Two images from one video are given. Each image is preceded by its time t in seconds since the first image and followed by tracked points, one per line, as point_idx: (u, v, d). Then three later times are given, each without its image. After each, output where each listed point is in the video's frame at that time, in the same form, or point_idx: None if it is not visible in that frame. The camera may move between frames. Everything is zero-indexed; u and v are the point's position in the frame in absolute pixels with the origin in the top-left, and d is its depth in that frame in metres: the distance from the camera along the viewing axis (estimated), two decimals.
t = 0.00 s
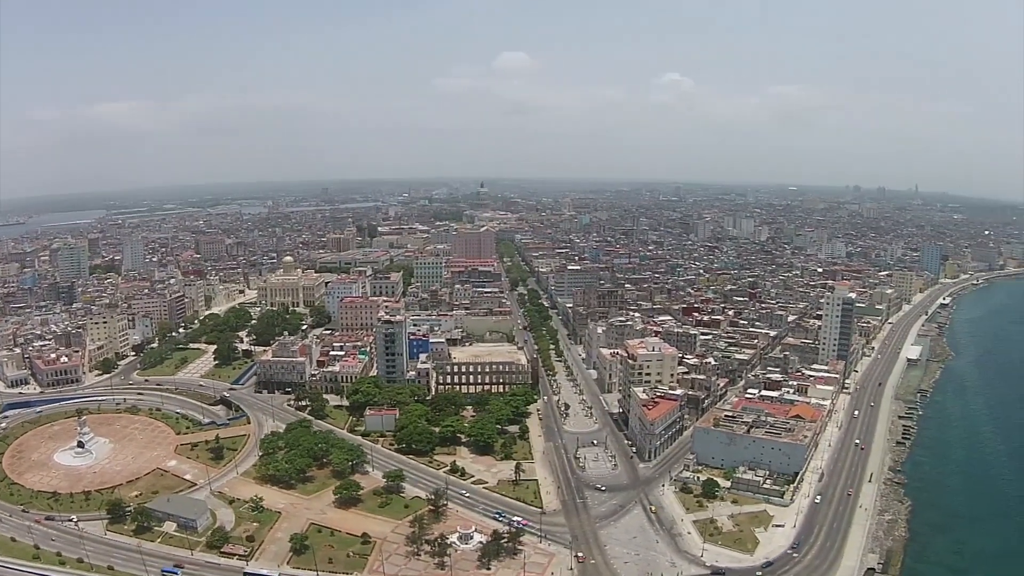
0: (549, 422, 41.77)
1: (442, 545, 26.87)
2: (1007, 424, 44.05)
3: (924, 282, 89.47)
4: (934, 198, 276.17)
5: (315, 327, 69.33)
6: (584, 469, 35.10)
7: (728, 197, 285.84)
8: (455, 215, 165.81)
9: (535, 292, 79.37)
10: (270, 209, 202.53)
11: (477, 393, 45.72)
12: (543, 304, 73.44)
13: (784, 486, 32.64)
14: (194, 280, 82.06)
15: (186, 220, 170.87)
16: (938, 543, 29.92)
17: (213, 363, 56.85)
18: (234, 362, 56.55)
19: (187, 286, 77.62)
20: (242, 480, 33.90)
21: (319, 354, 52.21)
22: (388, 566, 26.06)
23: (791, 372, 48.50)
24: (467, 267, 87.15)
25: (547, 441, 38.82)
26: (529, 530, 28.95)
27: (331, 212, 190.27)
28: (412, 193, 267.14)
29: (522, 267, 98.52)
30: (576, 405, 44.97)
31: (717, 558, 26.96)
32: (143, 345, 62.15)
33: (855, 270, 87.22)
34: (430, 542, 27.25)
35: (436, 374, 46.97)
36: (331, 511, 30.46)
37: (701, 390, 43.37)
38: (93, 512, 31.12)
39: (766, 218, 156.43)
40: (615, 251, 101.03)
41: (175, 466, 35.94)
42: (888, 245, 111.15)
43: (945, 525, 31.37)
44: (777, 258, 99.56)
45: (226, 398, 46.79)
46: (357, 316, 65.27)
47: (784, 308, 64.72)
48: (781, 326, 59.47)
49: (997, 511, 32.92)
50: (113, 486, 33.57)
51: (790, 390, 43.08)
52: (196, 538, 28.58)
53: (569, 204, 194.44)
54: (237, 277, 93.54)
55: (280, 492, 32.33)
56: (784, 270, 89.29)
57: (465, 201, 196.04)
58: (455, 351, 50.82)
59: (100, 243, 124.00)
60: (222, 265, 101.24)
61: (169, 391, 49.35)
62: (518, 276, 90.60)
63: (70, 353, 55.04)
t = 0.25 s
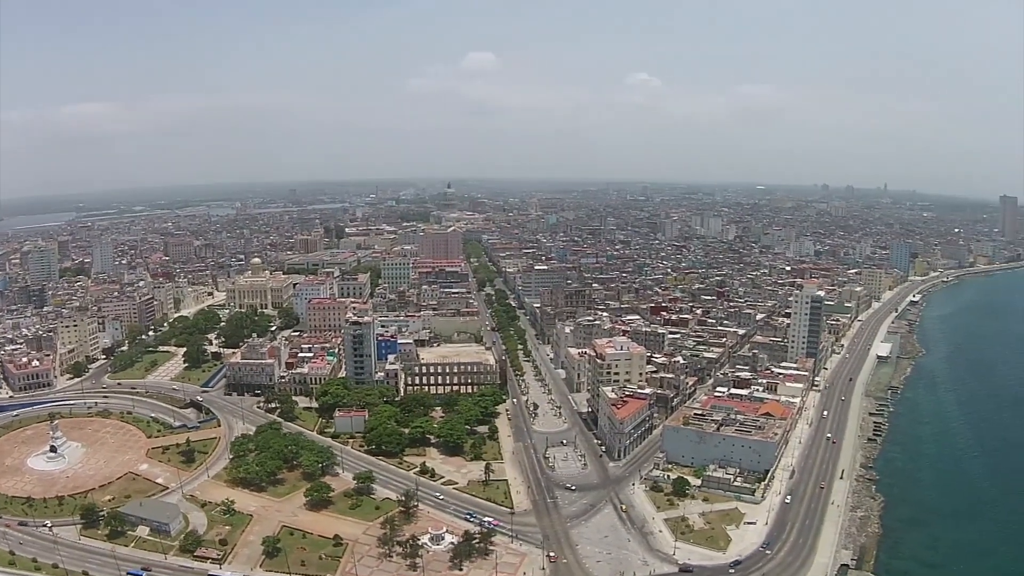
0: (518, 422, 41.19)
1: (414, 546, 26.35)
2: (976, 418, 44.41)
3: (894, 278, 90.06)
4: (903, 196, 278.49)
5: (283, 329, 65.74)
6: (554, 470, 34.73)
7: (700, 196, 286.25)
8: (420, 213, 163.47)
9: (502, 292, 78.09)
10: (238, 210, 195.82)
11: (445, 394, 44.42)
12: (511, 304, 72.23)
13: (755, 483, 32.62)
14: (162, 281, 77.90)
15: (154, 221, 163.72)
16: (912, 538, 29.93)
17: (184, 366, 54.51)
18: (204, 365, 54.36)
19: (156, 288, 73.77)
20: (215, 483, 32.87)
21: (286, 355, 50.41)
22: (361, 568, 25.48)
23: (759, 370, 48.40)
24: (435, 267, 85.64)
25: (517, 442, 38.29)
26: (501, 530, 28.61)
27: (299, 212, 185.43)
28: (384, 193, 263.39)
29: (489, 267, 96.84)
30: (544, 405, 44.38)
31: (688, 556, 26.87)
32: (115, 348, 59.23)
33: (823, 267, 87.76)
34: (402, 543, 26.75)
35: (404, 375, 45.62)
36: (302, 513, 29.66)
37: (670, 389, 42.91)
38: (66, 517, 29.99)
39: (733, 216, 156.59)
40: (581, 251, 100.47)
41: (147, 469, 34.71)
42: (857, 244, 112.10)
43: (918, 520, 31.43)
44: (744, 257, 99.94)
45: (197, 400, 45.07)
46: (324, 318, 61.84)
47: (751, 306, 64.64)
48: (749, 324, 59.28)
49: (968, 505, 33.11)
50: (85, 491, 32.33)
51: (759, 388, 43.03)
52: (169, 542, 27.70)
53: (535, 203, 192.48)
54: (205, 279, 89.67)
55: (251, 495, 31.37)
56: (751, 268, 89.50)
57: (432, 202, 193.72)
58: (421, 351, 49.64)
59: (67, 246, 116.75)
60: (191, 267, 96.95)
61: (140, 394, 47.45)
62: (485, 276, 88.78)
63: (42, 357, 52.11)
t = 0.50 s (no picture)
0: (490, 423, 40.95)
1: (390, 548, 26.08)
2: (949, 414, 44.66)
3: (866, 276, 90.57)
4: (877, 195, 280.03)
5: (256, 332, 64.91)
6: (526, 470, 34.56)
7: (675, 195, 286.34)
8: (390, 213, 162.33)
9: (473, 293, 77.47)
10: (212, 212, 192.31)
11: (418, 394, 43.98)
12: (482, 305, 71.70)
13: (729, 482, 32.60)
14: (134, 284, 76.13)
15: (128, 224, 159.50)
16: (889, 535, 29.90)
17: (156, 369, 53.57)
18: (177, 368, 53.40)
19: (129, 291, 72.22)
20: (190, 486, 32.19)
21: (259, 358, 49.34)
22: (337, 571, 25.16)
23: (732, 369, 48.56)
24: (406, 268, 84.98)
25: (490, 443, 38.02)
26: (475, 531, 28.44)
27: (270, 213, 182.48)
28: (362, 195, 261.44)
29: (461, 268, 95.87)
30: (516, 405, 44.21)
31: (664, 555, 26.83)
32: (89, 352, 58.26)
33: (795, 266, 88.19)
34: (377, 544, 26.48)
35: (376, 376, 45.33)
36: (277, 516, 29.21)
37: (642, 388, 42.88)
38: (42, 522, 29.11)
39: (704, 216, 156.59)
40: (552, 251, 100.41)
41: (122, 473, 33.86)
42: (830, 242, 112.66)
43: (893, 517, 31.42)
44: (716, 256, 100.19)
45: (171, 403, 44.16)
46: (296, 319, 60.87)
47: (724, 305, 64.73)
48: (721, 322, 59.97)
49: (945, 500, 33.11)
50: (61, 495, 31.44)
51: (731, 387, 43.11)
52: (146, 546, 27.07)
53: (505, 204, 191.61)
54: (178, 281, 87.56)
55: (225, 498, 30.77)
56: (723, 268, 89.94)
57: (404, 203, 192.72)
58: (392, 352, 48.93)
59: (42, 250, 114.12)
60: (164, 270, 94.79)
61: (113, 398, 46.36)
62: (456, 277, 87.93)
63: (15, 362, 51.22)
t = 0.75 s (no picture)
0: (463, 424, 40.86)
1: (365, 550, 26.01)
2: (921, 409, 44.89)
3: (837, 274, 91.07)
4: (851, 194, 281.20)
5: (228, 334, 64.10)
6: (499, 470, 34.50)
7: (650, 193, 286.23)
8: (361, 214, 161.22)
9: (444, 293, 77.24)
10: (182, 213, 188.04)
11: (390, 396, 44.29)
12: (453, 305, 71.38)
13: (703, 480, 32.63)
14: (105, 288, 74.40)
15: (98, 225, 155.19)
16: (865, 532, 29.88)
17: (131, 372, 52.51)
18: (151, 370, 52.34)
19: (101, 294, 70.58)
20: (165, 490, 31.86)
21: (232, 361, 49.09)
22: (313, 573, 25.09)
23: (704, 368, 48.68)
24: (377, 269, 84.53)
25: (462, 443, 37.92)
26: (448, 532, 28.35)
27: (242, 214, 179.54)
28: (340, 196, 259.38)
29: (431, 269, 95.52)
30: (487, 405, 44.17)
31: (639, 554, 26.87)
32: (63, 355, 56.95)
33: (766, 265, 88.46)
34: (352, 546, 26.41)
35: (347, 378, 45.24)
36: (252, 519, 29.10)
37: (614, 387, 42.85)
38: (19, 527, 28.55)
39: (675, 216, 156.34)
40: (522, 252, 100.22)
41: (98, 477, 33.32)
42: (801, 240, 113.25)
43: (868, 513, 31.42)
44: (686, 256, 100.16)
45: (145, 406, 43.51)
46: (268, 321, 60.26)
47: (695, 304, 64.87)
48: (691, 322, 60.24)
49: (920, 495, 33.22)
50: (37, 500, 30.85)
51: (704, 386, 43.08)
52: (123, 551, 26.76)
53: (476, 204, 190.85)
54: (150, 283, 85.74)
55: (201, 501, 30.53)
56: (694, 267, 90.25)
57: (376, 203, 191.46)
58: (363, 353, 48.70)
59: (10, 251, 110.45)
60: (136, 272, 92.76)
61: (87, 402, 45.39)
62: (427, 278, 87.46)
63: None
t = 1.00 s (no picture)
0: (440, 425, 40.80)
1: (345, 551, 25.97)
2: (897, 406, 45.11)
3: (814, 272, 91.39)
4: (831, 193, 281.87)
5: (205, 336, 63.44)
6: (477, 471, 34.49)
7: (630, 192, 285.89)
8: (337, 215, 160.51)
9: (420, 294, 77.14)
10: (155, 213, 185.00)
11: (367, 398, 44.14)
12: (428, 306, 71.30)
13: (681, 479, 32.62)
14: (82, 290, 73.12)
15: (70, 225, 152.09)
16: (845, 530, 29.87)
17: (109, 374, 51.71)
18: (130, 373, 51.55)
19: (78, 296, 69.35)
20: (145, 492, 31.60)
21: (209, 363, 48.95)
22: None
23: (680, 368, 48.77)
24: (352, 271, 84.24)
25: (440, 444, 37.86)
26: (427, 534, 28.27)
27: (217, 214, 177.22)
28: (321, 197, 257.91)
29: (406, 270, 95.38)
30: (464, 406, 44.18)
31: (618, 553, 26.88)
32: (41, 358, 56.05)
33: (742, 265, 88.78)
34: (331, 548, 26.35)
35: (324, 379, 45.06)
36: (231, 522, 28.91)
37: (591, 387, 42.87)
38: None
39: (652, 215, 156.43)
40: (498, 252, 100.14)
41: (77, 480, 32.98)
42: (776, 240, 113.84)
43: (846, 512, 31.42)
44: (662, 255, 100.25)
45: (124, 409, 43.04)
46: (245, 323, 59.32)
47: (671, 304, 65.03)
48: (668, 321, 60.35)
49: (899, 492, 33.29)
50: (17, 505, 30.45)
51: (681, 385, 43.16)
52: (104, 555, 26.52)
53: (452, 205, 190.54)
54: (127, 285, 84.53)
55: (180, 504, 30.35)
56: (670, 266, 90.49)
57: (353, 203, 190.87)
58: (340, 355, 48.77)
59: None
60: (112, 274, 91.31)
61: (66, 405, 44.73)
62: (402, 279, 87.31)
63: None
